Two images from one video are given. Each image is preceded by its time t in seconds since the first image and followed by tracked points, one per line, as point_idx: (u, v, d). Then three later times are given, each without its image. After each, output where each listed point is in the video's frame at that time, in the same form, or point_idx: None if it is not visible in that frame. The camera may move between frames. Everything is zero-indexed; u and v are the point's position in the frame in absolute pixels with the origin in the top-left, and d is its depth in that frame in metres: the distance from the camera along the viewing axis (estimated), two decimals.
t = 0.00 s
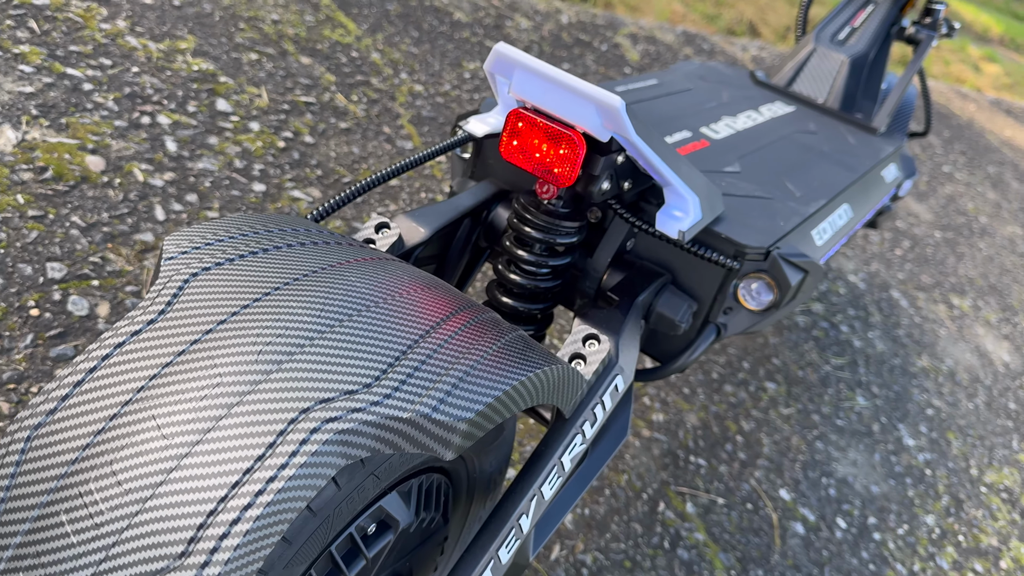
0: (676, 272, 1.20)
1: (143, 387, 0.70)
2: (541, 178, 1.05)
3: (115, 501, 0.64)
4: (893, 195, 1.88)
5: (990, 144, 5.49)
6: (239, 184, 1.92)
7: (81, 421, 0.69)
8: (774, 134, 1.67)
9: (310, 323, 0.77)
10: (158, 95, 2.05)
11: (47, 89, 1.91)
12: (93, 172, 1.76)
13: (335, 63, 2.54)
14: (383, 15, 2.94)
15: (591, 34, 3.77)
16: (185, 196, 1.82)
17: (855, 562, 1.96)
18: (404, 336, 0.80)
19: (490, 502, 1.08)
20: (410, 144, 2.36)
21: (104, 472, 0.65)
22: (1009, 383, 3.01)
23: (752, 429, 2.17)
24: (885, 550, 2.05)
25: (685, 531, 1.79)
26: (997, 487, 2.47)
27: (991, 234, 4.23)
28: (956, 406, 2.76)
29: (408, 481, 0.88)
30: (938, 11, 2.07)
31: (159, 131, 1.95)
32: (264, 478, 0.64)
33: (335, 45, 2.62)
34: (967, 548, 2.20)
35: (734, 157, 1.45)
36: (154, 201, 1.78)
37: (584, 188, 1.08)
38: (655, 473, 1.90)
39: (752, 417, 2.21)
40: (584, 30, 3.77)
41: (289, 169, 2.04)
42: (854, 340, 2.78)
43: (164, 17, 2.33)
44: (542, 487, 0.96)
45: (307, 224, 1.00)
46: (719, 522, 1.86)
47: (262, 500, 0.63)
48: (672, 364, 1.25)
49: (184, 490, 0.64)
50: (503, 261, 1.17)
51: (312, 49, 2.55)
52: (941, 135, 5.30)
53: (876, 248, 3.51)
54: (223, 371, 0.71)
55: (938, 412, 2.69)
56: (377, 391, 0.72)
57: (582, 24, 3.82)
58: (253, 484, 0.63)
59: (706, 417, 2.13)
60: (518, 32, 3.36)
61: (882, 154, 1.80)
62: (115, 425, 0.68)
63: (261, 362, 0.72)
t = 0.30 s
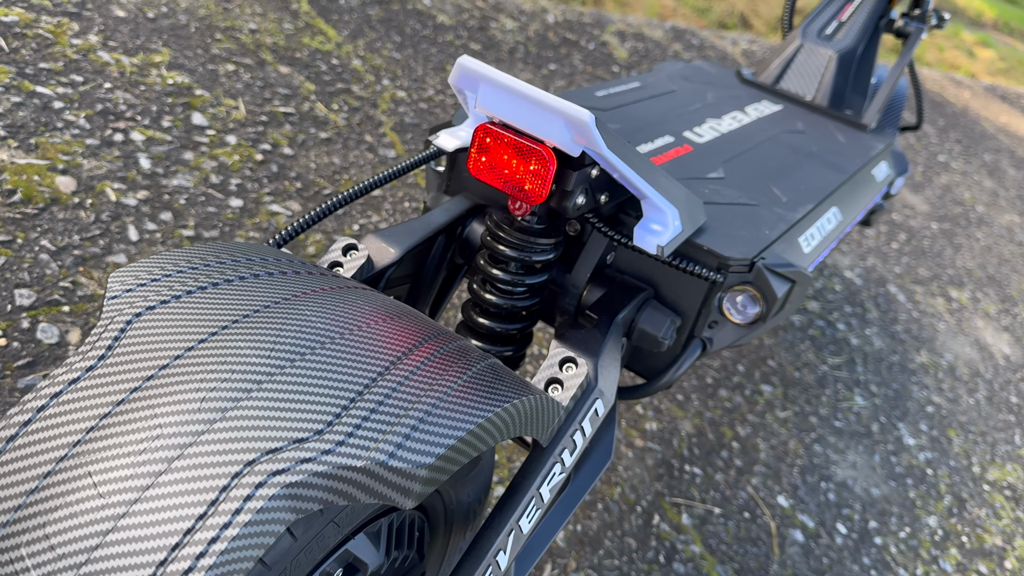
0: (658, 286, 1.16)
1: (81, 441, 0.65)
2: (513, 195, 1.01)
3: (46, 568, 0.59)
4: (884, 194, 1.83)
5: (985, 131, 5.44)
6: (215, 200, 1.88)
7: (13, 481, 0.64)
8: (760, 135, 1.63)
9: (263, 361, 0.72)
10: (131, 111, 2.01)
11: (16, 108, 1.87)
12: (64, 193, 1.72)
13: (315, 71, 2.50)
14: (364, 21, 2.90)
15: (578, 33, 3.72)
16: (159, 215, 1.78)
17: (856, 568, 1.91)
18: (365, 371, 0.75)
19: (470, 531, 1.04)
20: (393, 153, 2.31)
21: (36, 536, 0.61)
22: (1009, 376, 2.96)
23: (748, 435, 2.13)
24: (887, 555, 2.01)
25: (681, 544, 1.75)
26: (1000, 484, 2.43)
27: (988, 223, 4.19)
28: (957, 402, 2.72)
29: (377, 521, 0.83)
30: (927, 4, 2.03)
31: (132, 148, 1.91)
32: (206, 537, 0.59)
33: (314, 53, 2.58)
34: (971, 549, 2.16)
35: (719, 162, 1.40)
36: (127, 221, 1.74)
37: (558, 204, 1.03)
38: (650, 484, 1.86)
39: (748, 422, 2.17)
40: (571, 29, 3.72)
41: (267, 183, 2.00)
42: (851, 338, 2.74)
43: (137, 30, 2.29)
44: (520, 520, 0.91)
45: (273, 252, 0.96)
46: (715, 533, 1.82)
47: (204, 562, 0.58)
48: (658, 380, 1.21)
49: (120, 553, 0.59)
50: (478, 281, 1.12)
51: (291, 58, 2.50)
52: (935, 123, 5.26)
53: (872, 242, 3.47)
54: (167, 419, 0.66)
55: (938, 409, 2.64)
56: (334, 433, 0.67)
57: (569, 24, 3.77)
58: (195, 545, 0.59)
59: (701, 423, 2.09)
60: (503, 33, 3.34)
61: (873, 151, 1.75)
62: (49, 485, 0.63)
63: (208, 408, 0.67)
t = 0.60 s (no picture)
0: (638, 299, 1.11)
1: (10, 505, 0.62)
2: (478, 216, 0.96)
3: None
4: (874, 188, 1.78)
5: (978, 112, 5.39)
6: (188, 219, 1.84)
7: None
8: (743, 134, 1.58)
9: (212, 404, 0.68)
10: (100, 129, 1.96)
11: None
12: (30, 219, 1.68)
13: (290, 80, 2.45)
14: (341, 26, 2.85)
15: (561, 30, 3.67)
16: (129, 237, 1.74)
17: (858, 571, 1.87)
18: (323, 409, 0.71)
19: (449, 565, 0.99)
20: (372, 161, 2.27)
21: None
22: (1009, 363, 2.93)
23: (744, 437, 2.08)
24: (889, 555, 1.97)
25: (677, 554, 1.71)
26: (1004, 475, 2.39)
27: (984, 207, 4.16)
28: (957, 393, 2.68)
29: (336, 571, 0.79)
30: None
31: (101, 168, 1.86)
32: None
33: (290, 61, 2.53)
34: (976, 545, 2.12)
35: (699, 165, 1.36)
36: (96, 244, 1.69)
37: (527, 220, 0.98)
38: (644, 493, 1.82)
39: (743, 424, 2.12)
40: (555, 26, 3.67)
41: (242, 198, 1.96)
42: (847, 331, 2.70)
43: (106, 46, 2.24)
44: (496, 558, 0.85)
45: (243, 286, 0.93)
46: (713, 542, 1.77)
47: None
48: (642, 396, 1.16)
49: None
50: (448, 302, 1.07)
51: (266, 67, 2.45)
52: (928, 106, 5.21)
53: (866, 231, 3.42)
54: (106, 472, 0.62)
55: (938, 400, 2.60)
56: (288, 479, 0.64)
57: (552, 20, 3.71)
58: None
59: (695, 427, 2.04)
60: (485, 33, 3.30)
61: (861, 145, 1.71)
62: None
63: (151, 459, 0.63)
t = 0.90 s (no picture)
0: (614, 309, 1.08)
1: None
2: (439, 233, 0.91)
3: None
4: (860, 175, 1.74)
5: (969, 88, 5.34)
6: (160, 237, 1.81)
7: None
8: (722, 127, 1.54)
9: (150, 454, 0.65)
10: (68, 150, 1.92)
11: None
12: None
13: (264, 89, 2.40)
14: (315, 31, 2.80)
15: (542, 24, 3.62)
16: (100, 259, 1.71)
17: (860, 567, 1.84)
18: (280, 444, 0.70)
19: None
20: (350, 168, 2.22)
21: None
22: (1007, 344, 2.90)
23: (739, 434, 2.04)
24: (892, 548, 1.93)
25: (674, 560, 1.67)
26: (1007, 460, 2.36)
27: (977, 185, 4.13)
28: (956, 377, 2.64)
29: None
30: None
31: (70, 190, 1.83)
32: None
33: (264, 70, 2.48)
34: (980, 533, 2.09)
35: (676, 164, 1.32)
36: (66, 269, 1.66)
37: (492, 234, 0.94)
38: (638, 498, 1.78)
39: (738, 420, 2.08)
40: (535, 21, 3.62)
41: (216, 213, 1.92)
42: (842, 319, 2.65)
43: (73, 63, 2.20)
44: None
45: (206, 320, 0.91)
46: (710, 545, 1.74)
47: None
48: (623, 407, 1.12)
49: None
50: (416, 322, 1.03)
51: (239, 77, 2.41)
52: (918, 85, 5.16)
53: (859, 215, 3.38)
54: (38, 530, 0.59)
55: (937, 385, 2.57)
56: (240, 521, 0.62)
57: (532, 15, 3.66)
58: None
59: (689, 427, 2.00)
60: (464, 31, 3.25)
61: (844, 133, 1.67)
62: None
63: (87, 513, 0.60)
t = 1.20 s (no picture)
0: (587, 320, 1.04)
1: None
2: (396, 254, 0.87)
3: None
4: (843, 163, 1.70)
5: (958, 61, 5.30)
6: (133, 260, 1.78)
7: None
8: (698, 121, 1.51)
9: (83, 513, 0.61)
10: (36, 176, 1.89)
11: None
12: None
13: (237, 102, 2.37)
14: (288, 39, 2.76)
15: (520, 20, 3.57)
16: (72, 286, 1.67)
17: (862, 560, 1.81)
18: (236, 479, 0.67)
19: None
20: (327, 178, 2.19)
21: None
22: (1005, 321, 2.89)
23: (734, 430, 2.01)
24: (893, 539, 1.90)
25: (671, 564, 1.64)
26: (1008, 441, 2.33)
27: (969, 160, 4.12)
28: (953, 358, 2.61)
29: None
30: None
31: (39, 217, 1.79)
32: None
33: (236, 82, 2.45)
34: (984, 517, 2.06)
35: (648, 165, 1.29)
36: (37, 298, 1.63)
37: (451, 250, 0.90)
38: (632, 501, 1.75)
39: (733, 415, 2.05)
40: (514, 17, 3.58)
41: (189, 232, 1.88)
42: (835, 305, 2.62)
43: (40, 85, 2.16)
44: None
45: (174, 358, 0.87)
46: (708, 546, 1.71)
47: None
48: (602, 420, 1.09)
49: None
50: (382, 345, 0.99)
51: (211, 91, 2.37)
52: (905, 61, 5.12)
53: (850, 197, 3.34)
54: None
55: (935, 368, 2.54)
56: None
57: (511, 11, 3.62)
58: None
59: (682, 425, 1.97)
60: (441, 31, 3.21)
61: (825, 120, 1.63)
62: None
63: None
